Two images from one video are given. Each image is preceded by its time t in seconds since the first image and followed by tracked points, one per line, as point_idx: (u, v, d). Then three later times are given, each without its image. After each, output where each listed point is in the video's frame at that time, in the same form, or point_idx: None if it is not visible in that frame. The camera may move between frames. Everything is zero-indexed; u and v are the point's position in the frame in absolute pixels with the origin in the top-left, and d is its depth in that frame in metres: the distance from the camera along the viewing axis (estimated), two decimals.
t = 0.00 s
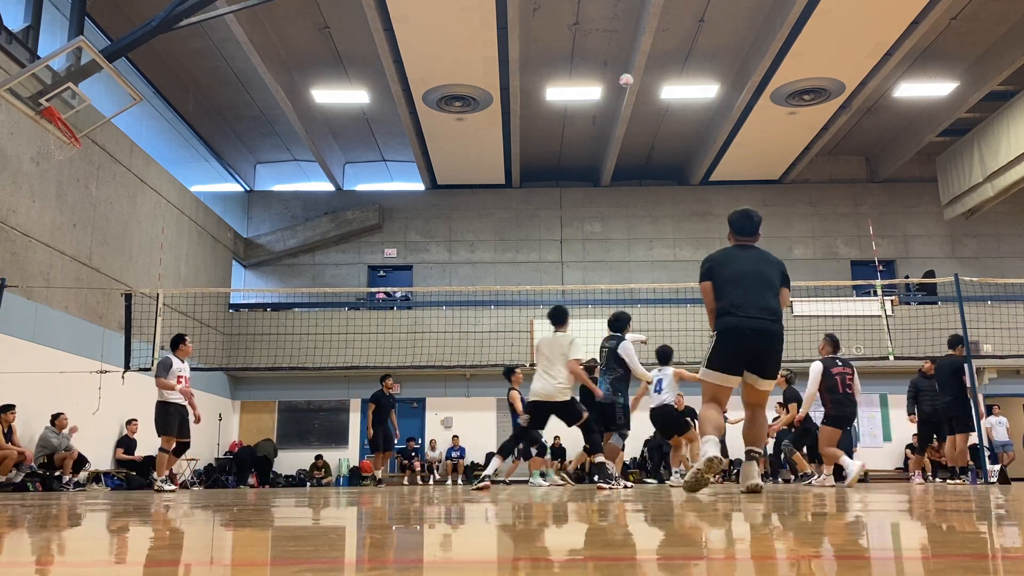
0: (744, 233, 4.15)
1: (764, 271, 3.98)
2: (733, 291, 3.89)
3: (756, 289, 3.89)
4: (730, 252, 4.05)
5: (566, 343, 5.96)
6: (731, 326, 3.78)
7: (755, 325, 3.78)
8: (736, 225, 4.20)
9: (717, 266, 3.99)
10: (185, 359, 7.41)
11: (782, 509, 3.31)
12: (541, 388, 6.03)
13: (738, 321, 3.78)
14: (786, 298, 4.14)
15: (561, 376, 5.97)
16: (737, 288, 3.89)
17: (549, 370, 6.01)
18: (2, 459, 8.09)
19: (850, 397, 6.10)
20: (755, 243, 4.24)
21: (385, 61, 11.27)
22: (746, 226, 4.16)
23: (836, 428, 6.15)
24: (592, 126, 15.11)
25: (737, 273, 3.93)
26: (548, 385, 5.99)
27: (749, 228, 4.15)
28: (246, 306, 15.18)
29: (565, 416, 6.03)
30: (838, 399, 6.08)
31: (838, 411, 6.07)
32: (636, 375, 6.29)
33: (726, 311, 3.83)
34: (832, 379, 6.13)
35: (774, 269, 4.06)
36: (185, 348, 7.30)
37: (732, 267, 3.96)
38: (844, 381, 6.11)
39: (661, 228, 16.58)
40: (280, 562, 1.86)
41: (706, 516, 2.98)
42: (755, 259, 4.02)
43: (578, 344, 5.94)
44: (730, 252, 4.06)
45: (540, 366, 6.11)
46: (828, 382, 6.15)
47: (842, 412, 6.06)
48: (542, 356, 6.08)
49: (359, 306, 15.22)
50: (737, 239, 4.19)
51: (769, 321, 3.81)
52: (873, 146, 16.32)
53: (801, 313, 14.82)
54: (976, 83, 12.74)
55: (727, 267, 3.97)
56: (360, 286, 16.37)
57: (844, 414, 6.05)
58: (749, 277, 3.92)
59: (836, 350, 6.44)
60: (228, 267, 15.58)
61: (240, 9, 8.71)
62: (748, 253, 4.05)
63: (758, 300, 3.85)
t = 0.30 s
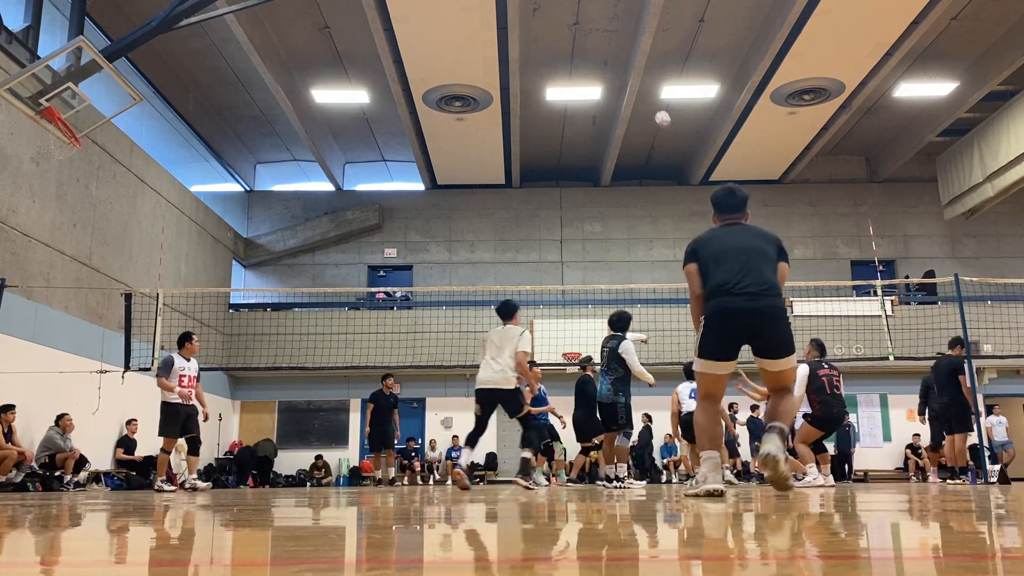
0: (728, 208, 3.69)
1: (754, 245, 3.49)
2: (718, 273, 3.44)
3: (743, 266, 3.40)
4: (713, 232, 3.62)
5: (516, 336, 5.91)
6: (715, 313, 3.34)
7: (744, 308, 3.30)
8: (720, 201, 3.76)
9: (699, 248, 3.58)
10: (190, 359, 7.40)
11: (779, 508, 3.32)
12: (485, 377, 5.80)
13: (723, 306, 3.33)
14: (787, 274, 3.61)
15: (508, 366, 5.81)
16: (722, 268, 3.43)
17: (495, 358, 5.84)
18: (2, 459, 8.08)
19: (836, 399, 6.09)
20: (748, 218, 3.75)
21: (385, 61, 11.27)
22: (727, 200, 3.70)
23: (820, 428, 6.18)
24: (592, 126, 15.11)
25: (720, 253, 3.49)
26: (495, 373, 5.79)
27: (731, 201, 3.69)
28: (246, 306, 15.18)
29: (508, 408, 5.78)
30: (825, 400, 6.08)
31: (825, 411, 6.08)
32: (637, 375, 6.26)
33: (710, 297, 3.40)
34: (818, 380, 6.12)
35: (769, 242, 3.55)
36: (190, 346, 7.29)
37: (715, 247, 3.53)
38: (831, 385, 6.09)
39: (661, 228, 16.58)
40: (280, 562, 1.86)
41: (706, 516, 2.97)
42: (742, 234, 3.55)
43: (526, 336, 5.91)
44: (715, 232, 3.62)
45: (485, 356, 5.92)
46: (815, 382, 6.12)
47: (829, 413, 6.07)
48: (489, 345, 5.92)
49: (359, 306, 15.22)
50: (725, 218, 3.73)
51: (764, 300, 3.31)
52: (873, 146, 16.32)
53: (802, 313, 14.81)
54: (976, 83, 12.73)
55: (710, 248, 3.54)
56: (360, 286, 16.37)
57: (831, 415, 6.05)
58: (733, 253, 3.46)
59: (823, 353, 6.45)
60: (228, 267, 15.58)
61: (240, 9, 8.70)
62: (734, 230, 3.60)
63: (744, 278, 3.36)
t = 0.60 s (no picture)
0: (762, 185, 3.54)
1: (794, 225, 3.33)
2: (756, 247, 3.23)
3: (784, 244, 3.22)
4: (747, 206, 3.43)
5: (456, 340, 5.90)
6: (755, 287, 3.10)
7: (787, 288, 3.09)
8: (751, 176, 3.61)
9: (732, 219, 3.36)
10: (204, 357, 7.38)
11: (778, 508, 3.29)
12: (426, 384, 5.80)
13: (764, 282, 3.10)
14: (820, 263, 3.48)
15: (449, 371, 5.80)
16: (762, 243, 3.23)
17: (435, 365, 5.83)
18: (2, 459, 8.08)
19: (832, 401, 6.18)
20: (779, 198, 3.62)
21: (385, 61, 11.27)
22: (760, 174, 3.56)
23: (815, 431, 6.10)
24: (592, 126, 15.11)
25: (758, 227, 3.29)
26: (434, 379, 5.78)
27: (767, 176, 3.54)
28: (246, 306, 15.18)
29: (451, 413, 5.74)
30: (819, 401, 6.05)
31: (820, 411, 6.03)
32: (637, 374, 6.24)
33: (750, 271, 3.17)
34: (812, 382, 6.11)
35: (806, 226, 3.42)
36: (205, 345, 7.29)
37: (753, 220, 3.32)
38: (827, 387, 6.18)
39: (661, 228, 16.59)
40: (280, 562, 1.86)
41: (707, 515, 2.97)
42: (780, 211, 3.39)
43: (467, 340, 5.90)
44: (750, 206, 3.43)
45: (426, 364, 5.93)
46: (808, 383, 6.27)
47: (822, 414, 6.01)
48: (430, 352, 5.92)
49: (359, 306, 15.21)
50: (756, 192, 3.57)
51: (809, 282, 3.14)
52: (873, 146, 16.32)
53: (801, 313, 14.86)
54: (976, 83, 12.73)
55: (748, 221, 3.31)
56: (361, 286, 16.36)
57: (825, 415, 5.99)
58: (774, 230, 3.27)
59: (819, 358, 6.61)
60: (228, 267, 15.58)
61: (240, 9, 8.70)
62: (770, 206, 3.42)
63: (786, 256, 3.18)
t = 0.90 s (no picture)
0: (758, 166, 3.65)
1: (796, 204, 3.48)
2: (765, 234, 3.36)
3: (791, 226, 3.37)
4: (746, 190, 3.56)
5: (413, 327, 6.45)
6: (772, 273, 3.22)
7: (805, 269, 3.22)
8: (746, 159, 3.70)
9: (734, 207, 3.50)
10: (212, 354, 7.35)
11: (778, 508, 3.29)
12: (386, 371, 6.27)
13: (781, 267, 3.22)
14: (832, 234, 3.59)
15: (408, 359, 6.31)
16: (770, 229, 3.36)
17: (395, 351, 6.31)
18: (2, 459, 8.07)
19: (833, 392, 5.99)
20: (776, 176, 3.71)
21: (385, 61, 11.27)
22: (759, 155, 3.64)
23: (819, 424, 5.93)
24: (592, 126, 15.11)
25: (762, 213, 3.43)
26: (395, 365, 6.26)
27: (764, 158, 3.63)
28: (246, 306, 15.18)
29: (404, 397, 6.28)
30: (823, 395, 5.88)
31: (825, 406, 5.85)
32: (637, 374, 6.24)
33: (763, 257, 3.30)
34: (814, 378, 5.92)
35: (809, 202, 3.55)
36: (213, 343, 7.26)
37: (755, 206, 3.46)
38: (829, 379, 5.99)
39: (661, 228, 16.59)
40: (280, 562, 1.86)
41: (706, 516, 2.97)
42: (780, 193, 3.52)
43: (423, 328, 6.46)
44: (747, 190, 3.56)
45: (382, 350, 6.40)
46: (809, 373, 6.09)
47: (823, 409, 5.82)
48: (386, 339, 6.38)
49: (359, 306, 15.21)
50: (751, 175, 3.68)
51: (820, 257, 3.28)
52: (873, 146, 16.33)
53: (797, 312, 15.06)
54: (976, 83, 12.73)
55: (750, 207, 3.46)
56: (361, 286, 16.35)
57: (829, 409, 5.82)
58: (778, 214, 3.41)
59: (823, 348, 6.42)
60: (228, 267, 15.58)
61: (240, 9, 8.70)
62: (769, 189, 3.56)
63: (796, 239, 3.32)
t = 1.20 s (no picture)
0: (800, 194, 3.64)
1: (828, 229, 3.44)
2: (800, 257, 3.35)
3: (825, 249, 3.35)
4: (779, 217, 3.56)
5: (371, 320, 5.93)
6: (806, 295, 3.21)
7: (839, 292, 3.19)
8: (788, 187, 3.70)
9: (767, 234, 3.51)
10: (211, 357, 7.31)
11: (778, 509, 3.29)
12: (337, 365, 5.83)
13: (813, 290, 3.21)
14: (873, 263, 3.49)
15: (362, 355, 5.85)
16: (803, 252, 3.35)
17: (348, 346, 5.87)
18: (2, 459, 8.07)
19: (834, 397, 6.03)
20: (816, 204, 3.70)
21: (385, 61, 11.27)
22: (796, 184, 3.64)
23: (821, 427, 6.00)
24: (592, 126, 15.11)
25: (798, 237, 3.42)
26: (345, 361, 5.81)
27: (806, 187, 3.64)
28: (246, 306, 15.20)
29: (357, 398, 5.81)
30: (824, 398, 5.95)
31: (824, 408, 5.92)
32: (641, 375, 6.23)
33: (798, 278, 3.28)
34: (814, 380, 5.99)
35: (845, 229, 3.54)
36: (214, 346, 7.22)
37: (791, 230, 3.45)
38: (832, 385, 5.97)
39: (661, 228, 16.59)
40: (280, 562, 1.87)
41: (706, 516, 2.97)
42: (817, 220, 3.50)
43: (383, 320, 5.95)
44: (784, 216, 3.57)
45: (339, 343, 5.98)
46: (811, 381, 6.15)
47: (823, 412, 5.89)
48: (344, 331, 5.94)
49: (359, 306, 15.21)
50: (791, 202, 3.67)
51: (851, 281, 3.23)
52: (873, 146, 16.33)
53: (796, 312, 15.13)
54: (976, 83, 12.73)
55: (781, 235, 3.46)
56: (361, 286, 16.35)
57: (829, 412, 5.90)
58: (810, 239, 3.39)
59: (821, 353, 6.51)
60: (228, 267, 15.58)
61: (240, 9, 8.70)
62: (807, 215, 3.54)
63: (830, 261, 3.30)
